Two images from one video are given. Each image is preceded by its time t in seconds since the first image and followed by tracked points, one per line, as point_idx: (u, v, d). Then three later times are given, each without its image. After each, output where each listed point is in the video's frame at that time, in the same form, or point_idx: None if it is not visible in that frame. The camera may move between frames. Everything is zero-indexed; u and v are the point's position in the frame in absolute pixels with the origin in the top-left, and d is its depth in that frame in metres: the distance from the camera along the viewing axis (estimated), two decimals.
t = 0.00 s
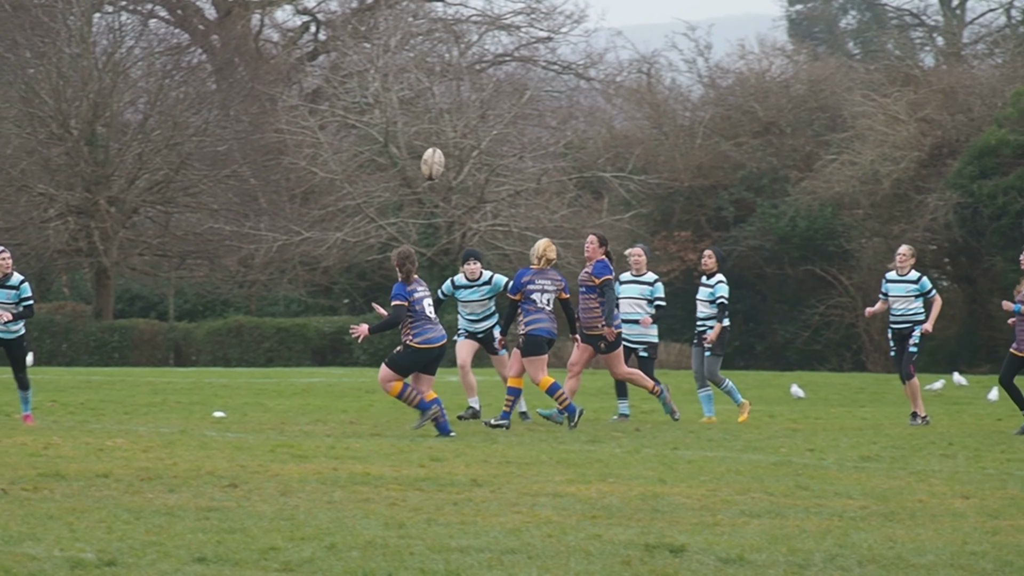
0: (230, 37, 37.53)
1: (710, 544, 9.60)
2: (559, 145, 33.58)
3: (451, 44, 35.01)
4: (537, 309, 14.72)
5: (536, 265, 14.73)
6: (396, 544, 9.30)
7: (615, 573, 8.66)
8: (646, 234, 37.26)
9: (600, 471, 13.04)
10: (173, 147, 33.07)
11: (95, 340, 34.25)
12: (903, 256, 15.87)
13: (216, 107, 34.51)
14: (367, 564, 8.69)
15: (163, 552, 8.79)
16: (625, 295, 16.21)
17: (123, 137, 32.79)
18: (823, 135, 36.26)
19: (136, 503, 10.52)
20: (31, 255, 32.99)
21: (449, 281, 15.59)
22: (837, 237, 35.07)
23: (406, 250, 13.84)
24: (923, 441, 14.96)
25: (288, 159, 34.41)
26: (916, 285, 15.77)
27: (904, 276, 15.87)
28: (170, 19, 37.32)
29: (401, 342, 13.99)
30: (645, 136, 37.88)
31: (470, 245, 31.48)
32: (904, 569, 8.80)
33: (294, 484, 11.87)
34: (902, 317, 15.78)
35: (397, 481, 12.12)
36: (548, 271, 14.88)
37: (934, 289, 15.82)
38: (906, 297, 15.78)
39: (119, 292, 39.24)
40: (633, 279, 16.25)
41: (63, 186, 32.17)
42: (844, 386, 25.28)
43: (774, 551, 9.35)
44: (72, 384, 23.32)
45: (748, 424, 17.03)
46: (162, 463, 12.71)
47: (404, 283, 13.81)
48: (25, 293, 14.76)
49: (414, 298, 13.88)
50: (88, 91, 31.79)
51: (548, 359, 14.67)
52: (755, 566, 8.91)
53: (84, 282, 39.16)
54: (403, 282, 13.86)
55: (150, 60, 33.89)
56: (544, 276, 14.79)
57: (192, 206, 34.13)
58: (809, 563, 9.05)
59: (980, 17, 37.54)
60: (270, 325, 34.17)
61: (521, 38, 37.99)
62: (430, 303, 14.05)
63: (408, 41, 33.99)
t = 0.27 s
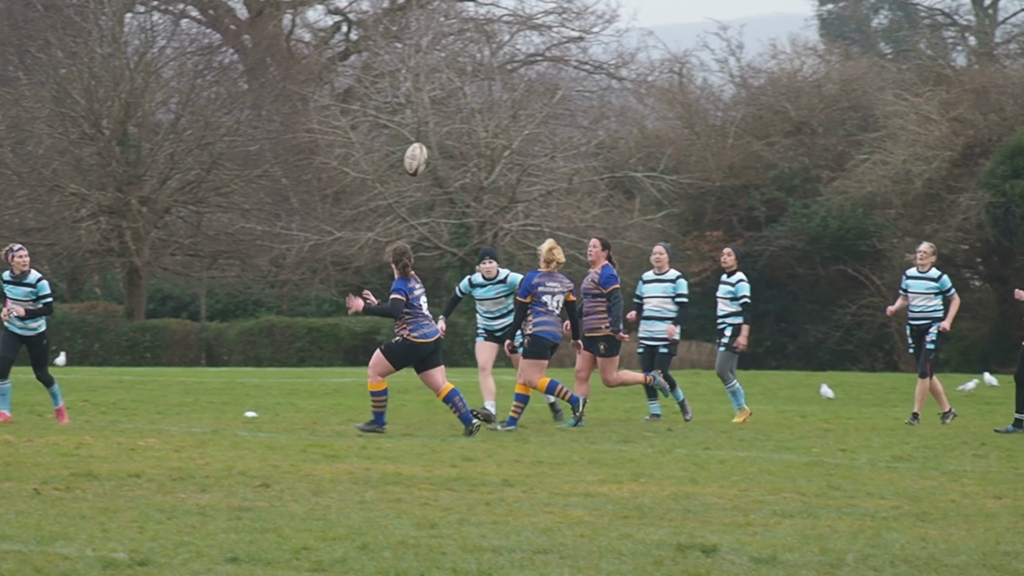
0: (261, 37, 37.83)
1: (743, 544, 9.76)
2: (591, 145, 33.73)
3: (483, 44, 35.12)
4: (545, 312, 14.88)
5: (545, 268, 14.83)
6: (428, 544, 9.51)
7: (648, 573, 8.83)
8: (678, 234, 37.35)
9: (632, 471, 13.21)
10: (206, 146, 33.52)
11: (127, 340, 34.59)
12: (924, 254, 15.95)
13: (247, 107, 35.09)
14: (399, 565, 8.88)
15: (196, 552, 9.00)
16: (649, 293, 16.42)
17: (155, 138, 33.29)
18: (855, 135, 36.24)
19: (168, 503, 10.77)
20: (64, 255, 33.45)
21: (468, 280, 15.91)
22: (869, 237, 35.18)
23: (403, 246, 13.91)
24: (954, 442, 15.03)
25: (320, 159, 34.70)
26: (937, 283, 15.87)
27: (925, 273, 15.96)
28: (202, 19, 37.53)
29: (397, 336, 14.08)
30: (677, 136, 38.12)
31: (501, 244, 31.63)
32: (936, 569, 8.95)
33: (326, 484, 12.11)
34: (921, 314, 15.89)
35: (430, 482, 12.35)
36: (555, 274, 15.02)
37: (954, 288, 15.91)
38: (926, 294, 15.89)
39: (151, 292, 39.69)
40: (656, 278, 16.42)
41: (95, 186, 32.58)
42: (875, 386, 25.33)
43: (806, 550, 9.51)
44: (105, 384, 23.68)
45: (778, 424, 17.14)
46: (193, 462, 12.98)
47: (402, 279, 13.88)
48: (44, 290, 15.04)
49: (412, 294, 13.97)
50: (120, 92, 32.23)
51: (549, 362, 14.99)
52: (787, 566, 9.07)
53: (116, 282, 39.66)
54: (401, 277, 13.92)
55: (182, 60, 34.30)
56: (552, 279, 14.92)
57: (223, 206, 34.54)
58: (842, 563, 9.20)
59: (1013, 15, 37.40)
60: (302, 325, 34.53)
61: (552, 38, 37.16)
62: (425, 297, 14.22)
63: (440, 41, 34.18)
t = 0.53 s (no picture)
0: (296, 36, 38.14)
1: (778, 544, 9.77)
2: (626, 145, 33.75)
3: (517, 43, 35.17)
4: (559, 319, 14.98)
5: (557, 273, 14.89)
6: (463, 544, 9.58)
7: (683, 573, 8.86)
8: (713, 233, 37.28)
9: (667, 471, 13.22)
10: (241, 146, 33.64)
11: (162, 339, 34.87)
12: (948, 254, 15.87)
13: (282, 106, 35.14)
14: (434, 564, 8.95)
15: (231, 552, 9.10)
16: (676, 290, 16.44)
17: (190, 137, 33.42)
18: (890, 134, 36.08)
19: (203, 502, 10.89)
20: (98, 254, 33.86)
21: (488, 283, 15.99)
22: (903, 237, 35.43)
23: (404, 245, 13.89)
24: (992, 442, 14.95)
25: (355, 158, 34.87)
26: (959, 285, 15.81)
27: (948, 274, 15.89)
28: (237, 19, 37.83)
29: (394, 336, 14.06)
30: (711, 135, 37.75)
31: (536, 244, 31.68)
32: (973, 570, 8.93)
33: (361, 483, 12.21)
34: (943, 316, 15.87)
35: (465, 481, 12.42)
36: (568, 277, 15.05)
37: (976, 290, 15.86)
38: (948, 296, 15.85)
39: (187, 292, 40.02)
40: (683, 274, 16.45)
41: (131, 185, 32.88)
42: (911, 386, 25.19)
43: (842, 550, 9.51)
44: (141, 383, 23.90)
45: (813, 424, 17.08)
46: (228, 461, 13.11)
47: (402, 277, 13.86)
48: (67, 292, 15.20)
49: (411, 294, 13.95)
50: (155, 91, 32.48)
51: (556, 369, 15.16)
52: (823, 566, 9.07)
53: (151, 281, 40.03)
54: (400, 276, 13.90)
55: (217, 59, 34.62)
56: (567, 284, 14.94)
57: (258, 205, 34.55)
58: (877, 563, 9.20)
59: None
60: (337, 324, 34.72)
61: (587, 38, 37.38)
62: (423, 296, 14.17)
63: (474, 40, 34.15)
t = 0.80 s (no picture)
0: (335, 36, 38.31)
1: (818, 543, 9.63)
2: (666, 144, 33.59)
3: (557, 42, 35.08)
4: (578, 320, 15.11)
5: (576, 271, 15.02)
6: (502, 543, 9.51)
7: (724, 573, 8.74)
8: (753, 233, 37.02)
9: (708, 471, 13.10)
10: (281, 146, 33.68)
11: (203, 338, 35.04)
12: (976, 259, 15.88)
13: (322, 106, 35.44)
14: (474, 563, 8.88)
15: (271, 550, 9.08)
16: (706, 288, 16.26)
17: (230, 137, 33.56)
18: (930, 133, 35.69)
19: (243, 501, 10.88)
20: (138, 254, 34.18)
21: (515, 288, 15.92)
22: (943, 237, 35.06)
23: (411, 249, 13.78)
24: None
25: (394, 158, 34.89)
26: (985, 289, 15.80)
27: (975, 279, 15.90)
28: (277, 18, 37.95)
29: (396, 342, 13.96)
30: (751, 133, 37.27)
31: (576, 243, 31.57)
32: (1015, 571, 8.77)
33: (401, 482, 12.17)
34: (969, 320, 15.85)
35: (504, 480, 12.36)
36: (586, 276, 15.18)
37: (1003, 296, 15.83)
38: (974, 301, 15.84)
39: (227, 291, 40.23)
40: (713, 272, 16.23)
41: (171, 185, 33.06)
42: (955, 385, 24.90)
43: (882, 549, 9.37)
44: (182, 383, 24.01)
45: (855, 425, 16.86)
46: (269, 461, 13.12)
47: (407, 281, 13.77)
48: (96, 295, 15.34)
49: (415, 298, 13.88)
50: (195, 91, 32.63)
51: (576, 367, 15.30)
52: (864, 565, 8.93)
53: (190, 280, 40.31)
54: (405, 279, 13.80)
55: (256, 59, 34.77)
56: (585, 282, 15.08)
57: (298, 205, 34.72)
58: (918, 562, 9.04)
59: None
60: (377, 323, 34.77)
61: (626, 37, 37.30)
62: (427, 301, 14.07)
63: (513, 40, 34.01)
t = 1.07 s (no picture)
0: (382, 36, 38.39)
1: (868, 543, 9.47)
2: (712, 143, 33.35)
3: (603, 42, 34.95)
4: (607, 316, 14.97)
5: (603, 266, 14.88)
6: (550, 543, 9.42)
7: (772, 572, 8.61)
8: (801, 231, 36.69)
9: (756, 470, 12.95)
10: (327, 146, 33.73)
11: (251, 338, 35.25)
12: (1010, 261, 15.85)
13: (369, 105, 35.18)
14: (523, 563, 8.81)
15: (320, 550, 9.05)
16: (743, 288, 16.12)
17: (277, 137, 33.49)
18: (976, 133, 35.16)
19: (290, 501, 10.88)
20: (186, 254, 34.44)
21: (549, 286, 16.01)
22: (992, 237, 34.52)
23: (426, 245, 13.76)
24: None
25: (440, 158, 34.88)
26: (1018, 291, 15.76)
27: (1009, 281, 15.88)
28: (323, 19, 38.66)
29: (412, 340, 13.90)
30: (799, 133, 36.96)
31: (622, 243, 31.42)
32: None
33: (448, 482, 12.12)
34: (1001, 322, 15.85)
35: (551, 480, 12.29)
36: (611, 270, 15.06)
37: None
38: (1007, 303, 15.83)
39: (275, 291, 40.44)
40: (752, 271, 16.06)
41: (218, 185, 33.18)
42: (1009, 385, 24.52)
43: (932, 550, 9.19)
44: (232, 382, 24.15)
45: (905, 424, 16.61)
46: (316, 460, 13.12)
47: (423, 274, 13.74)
48: (134, 293, 15.50)
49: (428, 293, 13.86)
50: (242, 91, 32.73)
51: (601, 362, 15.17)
52: (914, 566, 8.77)
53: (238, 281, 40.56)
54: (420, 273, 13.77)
55: (302, 59, 34.87)
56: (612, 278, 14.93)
57: (345, 205, 34.62)
58: (968, 563, 8.87)
59: None
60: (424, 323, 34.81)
61: (672, 37, 37.11)
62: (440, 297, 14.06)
63: (560, 40, 34.03)
